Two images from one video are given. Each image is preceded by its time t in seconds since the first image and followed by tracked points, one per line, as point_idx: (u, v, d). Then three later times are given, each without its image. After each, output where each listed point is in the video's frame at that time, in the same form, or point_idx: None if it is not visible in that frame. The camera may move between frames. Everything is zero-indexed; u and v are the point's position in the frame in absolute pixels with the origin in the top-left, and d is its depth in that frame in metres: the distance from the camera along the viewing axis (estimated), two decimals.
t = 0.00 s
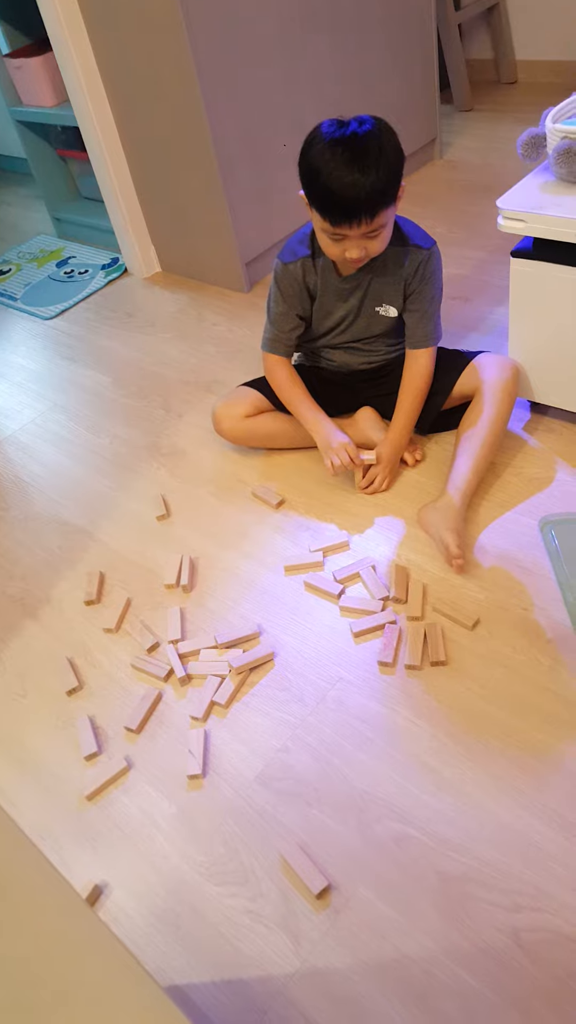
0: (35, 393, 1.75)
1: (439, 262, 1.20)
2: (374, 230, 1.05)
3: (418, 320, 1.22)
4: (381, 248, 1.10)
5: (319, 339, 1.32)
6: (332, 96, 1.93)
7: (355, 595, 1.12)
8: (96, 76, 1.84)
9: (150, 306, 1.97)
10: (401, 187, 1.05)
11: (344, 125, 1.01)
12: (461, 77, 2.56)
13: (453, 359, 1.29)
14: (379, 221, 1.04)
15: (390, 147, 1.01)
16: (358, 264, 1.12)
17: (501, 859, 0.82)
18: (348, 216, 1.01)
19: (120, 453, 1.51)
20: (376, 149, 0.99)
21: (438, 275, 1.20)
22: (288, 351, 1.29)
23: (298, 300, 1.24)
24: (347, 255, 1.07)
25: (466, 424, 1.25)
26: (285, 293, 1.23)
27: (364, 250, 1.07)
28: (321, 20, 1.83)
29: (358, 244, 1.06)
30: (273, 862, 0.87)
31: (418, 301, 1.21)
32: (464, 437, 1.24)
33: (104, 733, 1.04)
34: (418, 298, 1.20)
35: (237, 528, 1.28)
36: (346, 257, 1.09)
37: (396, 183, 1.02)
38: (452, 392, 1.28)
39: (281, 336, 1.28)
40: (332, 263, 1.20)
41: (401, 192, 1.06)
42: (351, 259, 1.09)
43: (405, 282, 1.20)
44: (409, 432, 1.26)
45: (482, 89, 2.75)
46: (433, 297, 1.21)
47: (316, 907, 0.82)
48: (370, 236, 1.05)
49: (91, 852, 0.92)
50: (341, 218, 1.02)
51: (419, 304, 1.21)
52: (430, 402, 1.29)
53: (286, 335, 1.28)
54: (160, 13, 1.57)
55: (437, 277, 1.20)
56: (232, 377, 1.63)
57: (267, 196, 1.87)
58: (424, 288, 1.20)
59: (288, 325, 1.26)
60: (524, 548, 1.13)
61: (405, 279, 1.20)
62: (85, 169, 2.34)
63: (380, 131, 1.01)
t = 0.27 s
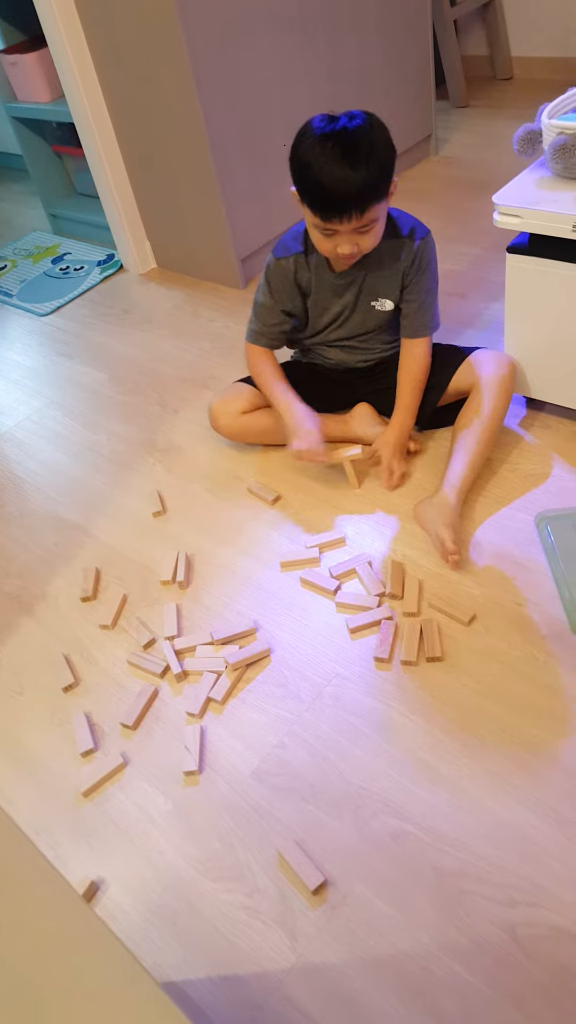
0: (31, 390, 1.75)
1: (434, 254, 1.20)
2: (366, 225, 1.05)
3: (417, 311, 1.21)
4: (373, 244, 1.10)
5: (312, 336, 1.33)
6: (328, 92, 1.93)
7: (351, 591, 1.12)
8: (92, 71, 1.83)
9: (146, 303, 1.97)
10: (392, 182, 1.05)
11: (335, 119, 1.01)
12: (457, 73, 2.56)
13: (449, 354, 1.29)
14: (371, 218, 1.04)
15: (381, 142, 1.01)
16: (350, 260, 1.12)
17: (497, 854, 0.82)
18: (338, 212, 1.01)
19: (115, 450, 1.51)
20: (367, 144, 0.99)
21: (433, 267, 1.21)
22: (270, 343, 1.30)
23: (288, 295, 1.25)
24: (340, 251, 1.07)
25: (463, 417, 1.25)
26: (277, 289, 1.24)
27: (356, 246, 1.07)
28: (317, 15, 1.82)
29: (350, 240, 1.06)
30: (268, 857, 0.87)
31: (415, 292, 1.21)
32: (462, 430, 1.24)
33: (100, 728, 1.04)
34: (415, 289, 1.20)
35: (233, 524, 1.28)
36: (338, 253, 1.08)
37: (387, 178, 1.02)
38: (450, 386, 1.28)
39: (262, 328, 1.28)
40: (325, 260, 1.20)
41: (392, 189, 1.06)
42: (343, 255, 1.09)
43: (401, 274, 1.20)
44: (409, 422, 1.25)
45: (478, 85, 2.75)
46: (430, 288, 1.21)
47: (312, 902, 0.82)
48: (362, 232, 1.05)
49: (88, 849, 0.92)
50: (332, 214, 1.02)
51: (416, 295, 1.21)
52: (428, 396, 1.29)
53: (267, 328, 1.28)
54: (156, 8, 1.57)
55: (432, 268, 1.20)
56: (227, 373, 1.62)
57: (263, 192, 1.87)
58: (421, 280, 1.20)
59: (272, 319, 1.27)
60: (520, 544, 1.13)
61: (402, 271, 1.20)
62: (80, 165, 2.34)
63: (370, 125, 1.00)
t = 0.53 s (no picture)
0: (29, 387, 1.75)
1: (418, 253, 1.18)
2: (340, 239, 1.05)
3: (402, 315, 1.20)
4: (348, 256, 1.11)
5: (300, 341, 1.33)
6: (326, 88, 1.92)
7: (349, 588, 1.12)
8: (89, 67, 1.83)
9: (144, 300, 1.96)
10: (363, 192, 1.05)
11: (303, 129, 1.00)
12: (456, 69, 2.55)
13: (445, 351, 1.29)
14: (344, 231, 1.04)
15: (350, 151, 1.00)
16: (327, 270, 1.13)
17: (495, 850, 0.83)
18: (309, 223, 1.01)
19: (113, 448, 1.51)
20: (333, 154, 0.98)
21: (418, 267, 1.18)
22: (253, 350, 1.31)
23: (270, 303, 1.25)
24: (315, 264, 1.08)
25: (458, 411, 1.25)
26: (259, 298, 1.24)
27: (331, 259, 1.08)
28: (314, 11, 1.82)
29: (325, 254, 1.07)
30: (267, 853, 0.87)
31: (400, 294, 1.19)
32: (456, 426, 1.23)
33: (98, 726, 1.04)
34: (399, 291, 1.19)
35: (231, 522, 1.28)
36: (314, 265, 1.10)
37: (357, 188, 1.02)
38: (445, 380, 1.28)
39: (245, 336, 1.29)
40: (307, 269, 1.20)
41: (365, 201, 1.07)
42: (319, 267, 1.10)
43: (384, 278, 1.19)
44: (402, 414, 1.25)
45: (476, 80, 2.75)
46: (416, 289, 1.19)
47: (310, 898, 0.83)
48: (336, 245, 1.06)
49: (87, 847, 0.92)
50: (303, 226, 1.02)
51: (402, 297, 1.19)
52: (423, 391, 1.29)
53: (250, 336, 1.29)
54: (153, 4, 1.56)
55: (417, 268, 1.18)
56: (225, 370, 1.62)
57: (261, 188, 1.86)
58: (404, 283, 1.18)
59: (254, 328, 1.27)
60: (518, 540, 1.13)
61: (385, 274, 1.18)
62: (78, 162, 2.33)
63: (338, 135, 1.00)
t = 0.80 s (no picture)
0: (29, 384, 1.74)
1: (403, 260, 1.18)
2: (315, 263, 1.06)
3: (393, 322, 1.20)
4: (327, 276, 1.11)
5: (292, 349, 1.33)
6: (326, 84, 1.92)
7: (349, 585, 1.12)
8: (89, 64, 1.82)
9: (144, 297, 1.96)
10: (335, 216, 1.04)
11: (271, 157, 1.00)
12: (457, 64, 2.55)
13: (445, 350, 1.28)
14: (319, 255, 1.04)
15: (319, 175, 1.00)
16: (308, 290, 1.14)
17: (495, 846, 0.83)
18: (282, 249, 1.01)
19: (113, 444, 1.51)
20: (302, 178, 0.98)
21: (403, 273, 1.18)
22: (250, 357, 1.31)
23: (262, 312, 1.25)
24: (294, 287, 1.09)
25: (457, 407, 1.24)
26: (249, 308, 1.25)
27: (309, 282, 1.08)
28: (314, 7, 1.81)
29: (302, 278, 1.07)
30: (266, 849, 0.87)
31: (387, 302, 1.19)
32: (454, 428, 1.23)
33: (98, 721, 1.04)
34: (386, 299, 1.19)
35: (231, 519, 1.28)
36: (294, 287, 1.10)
37: (328, 211, 1.01)
38: (445, 376, 1.27)
39: (241, 343, 1.29)
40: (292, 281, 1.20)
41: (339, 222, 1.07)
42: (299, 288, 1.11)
43: (368, 288, 1.19)
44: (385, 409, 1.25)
45: (477, 76, 2.74)
46: (403, 296, 1.18)
47: (310, 894, 0.83)
48: (312, 269, 1.06)
49: (87, 842, 0.92)
50: (275, 253, 1.01)
51: (389, 305, 1.19)
52: (422, 388, 1.28)
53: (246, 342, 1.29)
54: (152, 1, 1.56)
55: (403, 275, 1.18)
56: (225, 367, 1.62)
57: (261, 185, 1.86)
58: (390, 291, 1.18)
59: (248, 336, 1.28)
60: (517, 537, 1.13)
61: (370, 283, 1.18)
62: (78, 158, 2.33)
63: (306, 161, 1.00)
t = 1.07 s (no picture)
0: (28, 382, 1.74)
1: (405, 256, 1.18)
2: (317, 252, 1.05)
3: (393, 318, 1.20)
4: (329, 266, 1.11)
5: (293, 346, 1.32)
6: (325, 81, 1.92)
7: (348, 584, 1.12)
8: (87, 61, 1.82)
9: (143, 295, 1.96)
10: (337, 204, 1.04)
11: (273, 146, 1.00)
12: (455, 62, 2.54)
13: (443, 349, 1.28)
14: (320, 243, 1.04)
15: (320, 164, 0.99)
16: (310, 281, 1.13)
17: (494, 844, 0.83)
18: (282, 237, 1.01)
19: (112, 443, 1.51)
20: (303, 166, 0.98)
21: (405, 270, 1.18)
22: (258, 358, 1.29)
23: (267, 309, 1.24)
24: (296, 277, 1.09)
25: (457, 406, 1.24)
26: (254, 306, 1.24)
27: (310, 271, 1.08)
28: (313, 4, 1.81)
29: (304, 267, 1.07)
30: (266, 848, 0.87)
31: (389, 299, 1.19)
32: (453, 427, 1.23)
33: (97, 720, 1.04)
34: (388, 296, 1.19)
35: (230, 518, 1.28)
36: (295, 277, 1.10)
37: (329, 199, 1.01)
38: (443, 375, 1.28)
39: (250, 345, 1.28)
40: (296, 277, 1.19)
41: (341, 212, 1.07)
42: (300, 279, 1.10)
43: (372, 285, 1.19)
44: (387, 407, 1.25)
45: (476, 74, 2.74)
46: (405, 293, 1.19)
47: (310, 893, 0.83)
48: (314, 258, 1.06)
49: (86, 841, 0.92)
50: (276, 241, 1.01)
51: (391, 302, 1.19)
52: (421, 388, 1.28)
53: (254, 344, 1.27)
54: None
55: (405, 271, 1.18)
56: (224, 365, 1.62)
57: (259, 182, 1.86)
58: (392, 288, 1.18)
59: (255, 335, 1.26)
60: (516, 536, 1.13)
61: (373, 279, 1.18)
62: (76, 156, 2.32)
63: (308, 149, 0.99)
